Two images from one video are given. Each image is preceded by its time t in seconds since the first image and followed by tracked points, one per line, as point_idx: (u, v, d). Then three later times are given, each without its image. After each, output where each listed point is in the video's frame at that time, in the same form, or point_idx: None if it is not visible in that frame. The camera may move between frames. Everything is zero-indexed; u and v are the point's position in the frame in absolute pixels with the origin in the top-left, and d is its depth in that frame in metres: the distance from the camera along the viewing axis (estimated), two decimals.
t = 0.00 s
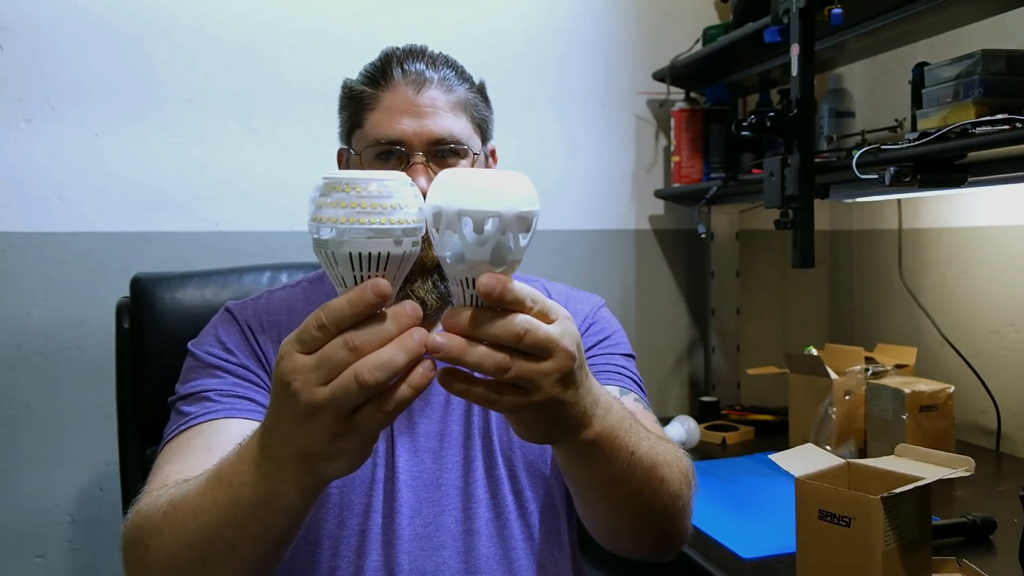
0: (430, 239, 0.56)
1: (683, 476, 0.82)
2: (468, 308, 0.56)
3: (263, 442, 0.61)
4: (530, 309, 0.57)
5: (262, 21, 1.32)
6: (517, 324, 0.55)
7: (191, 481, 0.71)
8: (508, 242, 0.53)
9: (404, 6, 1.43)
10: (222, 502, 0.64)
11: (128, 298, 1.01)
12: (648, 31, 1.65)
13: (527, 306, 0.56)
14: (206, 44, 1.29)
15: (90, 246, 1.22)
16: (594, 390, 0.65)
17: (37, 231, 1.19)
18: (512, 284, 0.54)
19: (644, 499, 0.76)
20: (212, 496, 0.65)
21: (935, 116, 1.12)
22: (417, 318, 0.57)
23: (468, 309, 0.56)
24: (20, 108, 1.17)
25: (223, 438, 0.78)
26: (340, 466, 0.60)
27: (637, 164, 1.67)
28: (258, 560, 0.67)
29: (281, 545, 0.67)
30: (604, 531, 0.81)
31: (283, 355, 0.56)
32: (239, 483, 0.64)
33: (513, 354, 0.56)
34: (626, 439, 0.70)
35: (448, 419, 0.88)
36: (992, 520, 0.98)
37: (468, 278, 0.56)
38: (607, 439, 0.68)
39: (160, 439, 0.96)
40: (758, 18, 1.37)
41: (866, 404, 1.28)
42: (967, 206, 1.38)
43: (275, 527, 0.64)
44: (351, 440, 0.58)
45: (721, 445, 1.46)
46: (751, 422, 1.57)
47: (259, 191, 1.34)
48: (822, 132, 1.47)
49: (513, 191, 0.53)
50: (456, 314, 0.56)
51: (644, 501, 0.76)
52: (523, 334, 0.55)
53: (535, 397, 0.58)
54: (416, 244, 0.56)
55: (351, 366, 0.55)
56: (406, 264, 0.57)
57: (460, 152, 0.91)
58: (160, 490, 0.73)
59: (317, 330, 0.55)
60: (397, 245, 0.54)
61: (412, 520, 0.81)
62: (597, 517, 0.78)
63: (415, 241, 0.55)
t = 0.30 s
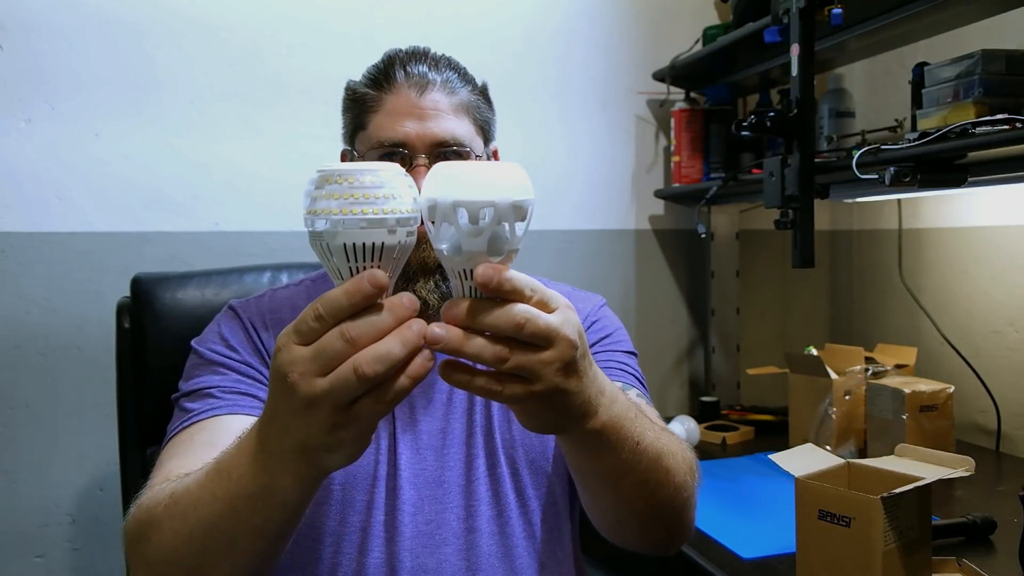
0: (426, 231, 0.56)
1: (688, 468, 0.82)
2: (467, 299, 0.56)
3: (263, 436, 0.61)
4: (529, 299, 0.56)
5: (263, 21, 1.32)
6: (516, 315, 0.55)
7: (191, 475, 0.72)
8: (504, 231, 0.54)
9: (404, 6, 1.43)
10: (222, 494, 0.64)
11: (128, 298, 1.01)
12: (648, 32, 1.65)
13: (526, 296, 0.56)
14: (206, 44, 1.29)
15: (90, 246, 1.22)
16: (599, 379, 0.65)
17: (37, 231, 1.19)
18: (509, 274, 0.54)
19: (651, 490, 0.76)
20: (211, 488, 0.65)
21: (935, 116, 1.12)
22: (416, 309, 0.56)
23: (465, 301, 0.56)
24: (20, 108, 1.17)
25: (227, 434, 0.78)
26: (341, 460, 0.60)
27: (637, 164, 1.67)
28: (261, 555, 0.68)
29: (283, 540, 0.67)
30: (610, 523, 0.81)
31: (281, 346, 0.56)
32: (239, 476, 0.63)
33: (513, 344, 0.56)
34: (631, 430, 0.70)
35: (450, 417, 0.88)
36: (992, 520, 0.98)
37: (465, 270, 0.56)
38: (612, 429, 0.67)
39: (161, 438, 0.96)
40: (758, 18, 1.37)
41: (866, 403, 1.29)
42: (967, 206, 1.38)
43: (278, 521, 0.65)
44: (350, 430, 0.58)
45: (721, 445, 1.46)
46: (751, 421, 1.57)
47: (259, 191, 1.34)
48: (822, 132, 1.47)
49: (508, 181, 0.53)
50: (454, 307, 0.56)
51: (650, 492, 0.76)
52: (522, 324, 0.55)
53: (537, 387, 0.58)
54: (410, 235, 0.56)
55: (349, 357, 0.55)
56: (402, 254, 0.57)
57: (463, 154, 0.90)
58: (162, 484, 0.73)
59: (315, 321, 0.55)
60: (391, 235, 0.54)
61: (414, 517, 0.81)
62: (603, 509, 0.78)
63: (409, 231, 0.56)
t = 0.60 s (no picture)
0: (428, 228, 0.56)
1: (690, 466, 0.82)
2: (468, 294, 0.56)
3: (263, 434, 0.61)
4: (529, 295, 0.56)
5: (262, 21, 1.32)
6: (517, 312, 0.54)
7: (192, 470, 0.72)
8: (505, 225, 0.54)
9: (403, 6, 1.43)
10: (222, 490, 0.64)
11: (128, 298, 1.01)
12: (648, 32, 1.65)
13: (527, 293, 0.56)
14: (207, 45, 1.29)
15: (90, 246, 1.22)
16: (602, 376, 0.65)
17: (37, 231, 1.19)
18: (510, 270, 0.54)
19: (653, 488, 0.76)
20: (213, 484, 0.65)
21: (935, 116, 1.12)
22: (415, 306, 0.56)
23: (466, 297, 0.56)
24: (20, 108, 1.17)
25: (229, 431, 0.78)
26: (341, 456, 0.61)
27: (637, 164, 1.67)
28: (263, 552, 0.68)
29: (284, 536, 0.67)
30: (612, 521, 0.80)
31: (279, 343, 0.56)
32: (239, 473, 0.64)
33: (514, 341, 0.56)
34: (634, 427, 0.70)
35: (451, 416, 0.88)
36: (992, 520, 0.98)
37: (466, 265, 0.56)
38: (615, 426, 0.67)
39: (161, 438, 0.96)
40: (758, 18, 1.37)
41: (866, 404, 1.29)
42: (967, 206, 1.38)
43: (280, 517, 0.65)
44: (348, 426, 0.58)
45: (721, 445, 1.46)
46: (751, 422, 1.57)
47: (259, 191, 1.34)
48: (822, 132, 1.47)
49: (509, 176, 0.53)
50: (453, 302, 0.56)
51: (653, 491, 0.76)
52: (523, 321, 0.55)
53: (538, 383, 0.58)
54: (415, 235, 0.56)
55: (348, 353, 0.55)
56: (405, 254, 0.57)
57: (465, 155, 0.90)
58: (164, 480, 0.74)
59: (315, 317, 0.55)
60: (395, 234, 0.54)
61: (415, 516, 0.81)
62: (606, 508, 0.78)
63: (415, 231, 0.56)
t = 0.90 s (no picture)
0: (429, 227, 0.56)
1: (691, 462, 0.82)
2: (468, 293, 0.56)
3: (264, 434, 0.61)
4: (529, 293, 0.56)
5: (263, 21, 1.32)
6: (517, 311, 0.54)
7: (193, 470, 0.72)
8: (504, 225, 0.54)
9: (403, 6, 1.43)
10: (225, 489, 0.64)
11: (128, 298, 1.01)
12: (648, 31, 1.65)
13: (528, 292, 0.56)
14: (207, 45, 1.29)
15: (89, 246, 1.22)
16: (604, 373, 0.65)
17: (37, 231, 1.19)
18: (510, 270, 0.54)
19: (656, 484, 0.76)
20: (216, 483, 0.65)
21: (935, 116, 1.12)
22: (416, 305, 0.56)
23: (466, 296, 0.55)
24: (20, 108, 1.17)
25: (233, 430, 0.79)
26: (342, 455, 0.61)
27: (637, 164, 1.67)
28: (264, 551, 0.68)
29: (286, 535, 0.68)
30: (615, 519, 0.80)
31: (280, 342, 0.56)
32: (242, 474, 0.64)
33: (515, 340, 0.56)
34: (637, 424, 0.70)
35: (451, 416, 0.88)
36: (992, 520, 0.98)
37: (466, 265, 0.56)
38: (618, 423, 0.67)
39: (162, 439, 0.96)
40: (758, 18, 1.37)
41: (866, 404, 1.29)
42: (967, 205, 1.38)
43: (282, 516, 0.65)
44: (349, 426, 0.58)
45: (721, 445, 1.46)
46: (751, 421, 1.57)
47: (259, 191, 1.34)
48: (822, 132, 1.47)
49: (509, 175, 0.53)
50: (453, 302, 0.56)
51: (656, 487, 0.76)
52: (524, 320, 0.55)
53: (540, 381, 0.58)
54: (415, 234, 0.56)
55: (349, 353, 0.55)
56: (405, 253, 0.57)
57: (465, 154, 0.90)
58: (166, 479, 0.74)
59: (315, 316, 0.55)
60: (395, 233, 0.54)
61: (416, 515, 0.82)
62: (609, 505, 0.78)
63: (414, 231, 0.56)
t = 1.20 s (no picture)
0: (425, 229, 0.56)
1: (691, 459, 0.81)
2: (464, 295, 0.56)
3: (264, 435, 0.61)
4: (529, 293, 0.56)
5: (263, 21, 1.32)
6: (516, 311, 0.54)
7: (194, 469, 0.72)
8: (499, 225, 0.54)
9: (403, 6, 1.43)
10: (226, 490, 0.64)
11: (128, 298, 1.01)
12: (648, 31, 1.65)
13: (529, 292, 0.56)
14: (207, 45, 1.29)
15: (89, 246, 1.22)
16: (606, 371, 0.65)
17: (38, 231, 1.19)
18: (505, 270, 0.54)
19: (657, 480, 0.75)
20: (217, 483, 0.65)
21: (935, 116, 1.12)
22: (416, 305, 0.56)
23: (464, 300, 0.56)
24: (20, 108, 1.17)
25: (234, 430, 0.78)
26: (343, 456, 0.61)
27: (637, 164, 1.67)
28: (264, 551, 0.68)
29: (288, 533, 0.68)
30: (616, 515, 0.80)
31: (281, 343, 0.57)
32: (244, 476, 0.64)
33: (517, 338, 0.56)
34: (638, 420, 0.70)
35: (451, 415, 0.88)
36: (992, 520, 0.98)
37: (464, 267, 0.56)
38: (619, 420, 0.67)
39: (162, 439, 0.96)
40: (758, 18, 1.37)
41: (866, 404, 1.29)
42: (967, 205, 1.38)
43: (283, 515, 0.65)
44: (348, 427, 0.58)
45: (721, 445, 1.45)
46: (751, 422, 1.57)
47: (259, 191, 1.34)
48: (822, 132, 1.47)
49: (503, 176, 0.53)
50: (453, 305, 0.56)
51: (658, 485, 0.76)
52: (523, 318, 0.55)
53: (544, 378, 0.58)
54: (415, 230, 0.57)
55: (348, 356, 0.55)
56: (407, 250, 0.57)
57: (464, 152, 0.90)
58: (167, 478, 0.74)
59: (318, 319, 0.55)
60: (389, 233, 0.54)
61: (416, 514, 0.82)
62: (610, 502, 0.78)
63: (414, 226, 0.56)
